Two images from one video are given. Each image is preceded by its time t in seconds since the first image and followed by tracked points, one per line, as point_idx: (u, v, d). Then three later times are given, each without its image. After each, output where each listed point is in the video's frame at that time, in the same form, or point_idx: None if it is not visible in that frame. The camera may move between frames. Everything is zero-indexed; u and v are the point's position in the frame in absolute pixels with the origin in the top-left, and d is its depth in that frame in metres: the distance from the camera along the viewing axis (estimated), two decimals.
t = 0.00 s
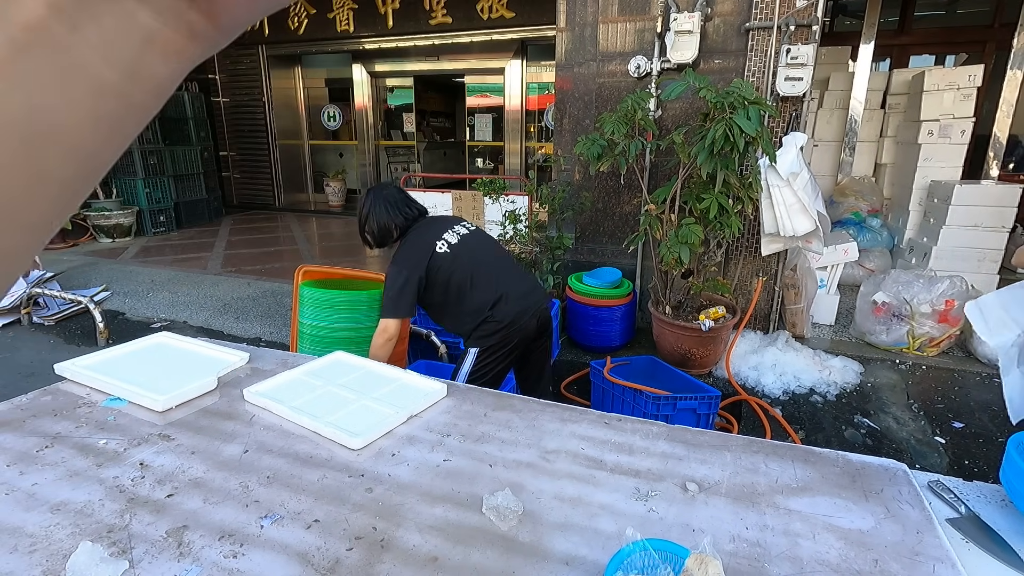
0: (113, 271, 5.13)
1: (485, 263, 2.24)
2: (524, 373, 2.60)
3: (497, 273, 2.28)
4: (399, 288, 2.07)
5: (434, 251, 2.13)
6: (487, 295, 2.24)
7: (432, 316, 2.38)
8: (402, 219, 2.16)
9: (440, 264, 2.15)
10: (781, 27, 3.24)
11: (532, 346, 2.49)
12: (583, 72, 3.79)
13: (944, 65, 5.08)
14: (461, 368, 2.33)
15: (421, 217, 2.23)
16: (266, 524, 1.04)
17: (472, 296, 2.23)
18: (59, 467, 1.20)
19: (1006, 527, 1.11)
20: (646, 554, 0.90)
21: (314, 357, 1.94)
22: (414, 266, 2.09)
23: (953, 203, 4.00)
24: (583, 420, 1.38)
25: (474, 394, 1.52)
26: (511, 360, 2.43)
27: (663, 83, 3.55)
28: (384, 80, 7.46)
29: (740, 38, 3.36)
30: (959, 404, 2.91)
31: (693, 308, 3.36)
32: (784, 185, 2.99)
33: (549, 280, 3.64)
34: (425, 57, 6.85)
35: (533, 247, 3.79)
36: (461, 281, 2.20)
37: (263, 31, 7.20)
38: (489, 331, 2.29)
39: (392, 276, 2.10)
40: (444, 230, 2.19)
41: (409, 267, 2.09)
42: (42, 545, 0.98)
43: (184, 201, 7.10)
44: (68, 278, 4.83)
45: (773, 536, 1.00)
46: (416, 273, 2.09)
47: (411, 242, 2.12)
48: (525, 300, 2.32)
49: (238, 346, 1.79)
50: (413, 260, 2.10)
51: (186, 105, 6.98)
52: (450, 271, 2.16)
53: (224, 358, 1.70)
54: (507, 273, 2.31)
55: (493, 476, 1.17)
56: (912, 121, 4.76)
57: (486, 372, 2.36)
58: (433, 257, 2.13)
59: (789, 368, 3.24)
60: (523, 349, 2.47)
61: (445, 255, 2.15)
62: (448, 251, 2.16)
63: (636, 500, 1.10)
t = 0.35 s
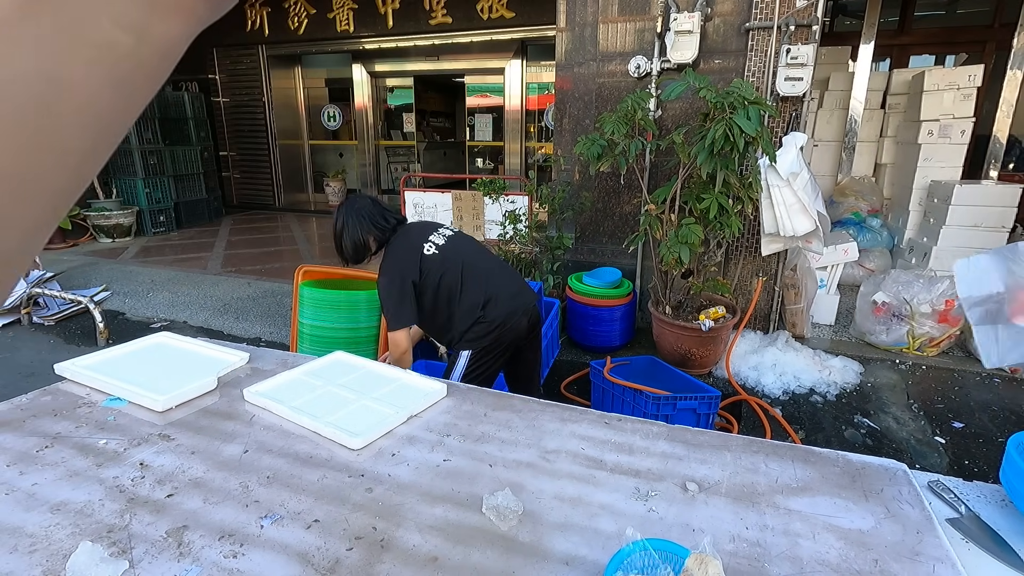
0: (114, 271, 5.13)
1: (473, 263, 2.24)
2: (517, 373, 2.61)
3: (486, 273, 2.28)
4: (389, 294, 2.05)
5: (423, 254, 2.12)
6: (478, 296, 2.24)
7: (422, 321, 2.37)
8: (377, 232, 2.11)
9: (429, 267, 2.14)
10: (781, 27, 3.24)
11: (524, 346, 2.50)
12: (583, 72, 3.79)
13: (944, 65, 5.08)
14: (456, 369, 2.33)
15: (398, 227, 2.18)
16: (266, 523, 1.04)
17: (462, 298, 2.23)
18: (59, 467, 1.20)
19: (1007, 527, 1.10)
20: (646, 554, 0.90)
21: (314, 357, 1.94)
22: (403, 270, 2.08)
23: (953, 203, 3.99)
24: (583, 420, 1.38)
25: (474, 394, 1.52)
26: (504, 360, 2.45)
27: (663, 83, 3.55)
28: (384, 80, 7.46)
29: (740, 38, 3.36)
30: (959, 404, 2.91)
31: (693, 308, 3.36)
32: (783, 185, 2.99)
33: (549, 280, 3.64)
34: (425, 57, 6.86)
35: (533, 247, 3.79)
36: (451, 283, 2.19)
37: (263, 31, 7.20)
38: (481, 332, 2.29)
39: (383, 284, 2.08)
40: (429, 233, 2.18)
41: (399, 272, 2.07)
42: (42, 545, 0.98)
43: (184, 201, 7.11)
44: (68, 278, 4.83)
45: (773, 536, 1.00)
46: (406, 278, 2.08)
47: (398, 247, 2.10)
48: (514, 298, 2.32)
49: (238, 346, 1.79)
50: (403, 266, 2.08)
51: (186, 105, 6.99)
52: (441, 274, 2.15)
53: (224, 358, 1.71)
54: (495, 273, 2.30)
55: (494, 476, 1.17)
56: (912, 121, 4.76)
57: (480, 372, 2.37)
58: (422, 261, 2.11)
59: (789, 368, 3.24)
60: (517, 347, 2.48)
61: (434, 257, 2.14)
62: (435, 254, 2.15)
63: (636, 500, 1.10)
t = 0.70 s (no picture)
0: (114, 271, 5.13)
1: (498, 260, 2.27)
2: (513, 375, 2.62)
3: (507, 271, 2.31)
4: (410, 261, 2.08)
5: (453, 237, 2.14)
6: (495, 292, 2.26)
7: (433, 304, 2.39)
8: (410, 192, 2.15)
9: (456, 250, 2.16)
10: (781, 27, 3.24)
11: (524, 350, 2.52)
12: (583, 72, 3.79)
13: (944, 65, 5.08)
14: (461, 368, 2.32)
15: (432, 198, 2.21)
16: (266, 524, 1.04)
17: (476, 290, 2.24)
18: (59, 467, 1.20)
19: (1007, 527, 1.10)
20: (646, 554, 0.90)
21: (314, 357, 1.94)
22: (428, 243, 2.11)
23: (953, 203, 3.99)
24: (583, 420, 1.38)
25: (474, 394, 1.52)
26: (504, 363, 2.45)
27: (663, 83, 3.55)
28: (384, 80, 7.46)
29: (740, 38, 3.36)
30: (958, 404, 2.92)
31: (693, 307, 3.36)
32: (783, 185, 2.99)
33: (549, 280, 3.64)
34: (425, 57, 6.86)
35: (533, 248, 3.79)
36: (470, 271, 2.21)
37: (263, 31, 7.20)
38: (486, 329, 2.29)
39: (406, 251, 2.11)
40: (466, 217, 2.21)
41: (423, 243, 2.11)
42: (42, 546, 0.98)
43: (184, 200, 7.11)
44: (68, 278, 4.83)
45: (773, 537, 1.00)
46: (429, 251, 2.11)
47: (432, 221, 2.13)
48: (524, 307, 2.36)
49: (238, 346, 1.79)
50: (431, 241, 2.11)
51: (186, 105, 6.99)
52: (464, 259, 2.18)
53: (224, 358, 1.71)
54: (515, 275, 2.34)
55: (494, 476, 1.17)
56: (912, 121, 4.76)
57: (483, 370, 2.35)
58: (451, 241, 2.14)
59: (789, 368, 3.24)
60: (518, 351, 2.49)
61: (463, 242, 2.16)
62: (465, 240, 2.17)
63: (636, 500, 1.10)
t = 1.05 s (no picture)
0: (114, 271, 5.13)
1: (540, 258, 2.35)
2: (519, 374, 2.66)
3: (544, 271, 2.38)
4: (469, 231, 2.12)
5: (513, 223, 2.21)
6: (530, 287, 2.32)
7: (467, 287, 2.43)
8: (489, 162, 2.19)
9: (512, 236, 2.23)
10: (781, 27, 3.24)
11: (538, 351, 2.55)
12: (583, 72, 3.78)
13: (944, 65, 5.08)
14: (486, 369, 2.34)
15: (505, 177, 2.26)
16: (266, 524, 1.04)
17: (513, 281, 2.29)
18: (59, 467, 1.20)
19: (1007, 527, 1.10)
20: (646, 554, 0.90)
21: (314, 357, 1.94)
22: (490, 219, 2.16)
23: (953, 203, 3.99)
24: (583, 420, 1.38)
25: (474, 394, 1.52)
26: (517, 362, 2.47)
27: (663, 83, 3.55)
28: (384, 80, 7.46)
29: (740, 38, 3.36)
30: (958, 404, 2.91)
31: (693, 308, 3.36)
32: (783, 185, 2.99)
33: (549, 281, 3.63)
34: (425, 57, 6.86)
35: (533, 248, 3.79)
36: (516, 260, 2.27)
37: (263, 30, 7.20)
38: (511, 323, 2.34)
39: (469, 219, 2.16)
40: (527, 209, 2.29)
41: (486, 217, 2.16)
42: (42, 546, 0.98)
43: (184, 200, 7.10)
44: (68, 279, 4.83)
45: (773, 536, 1.00)
46: (490, 227, 2.16)
47: (500, 202, 2.19)
48: (549, 313, 2.42)
49: (238, 346, 1.79)
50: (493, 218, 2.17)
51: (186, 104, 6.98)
52: (515, 246, 2.24)
53: (224, 358, 1.71)
54: (548, 278, 2.42)
55: (493, 476, 1.17)
56: (912, 121, 4.77)
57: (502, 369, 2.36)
58: (511, 226, 2.21)
59: (789, 368, 3.24)
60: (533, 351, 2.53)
61: (521, 231, 2.24)
62: (522, 230, 2.25)
63: (636, 500, 1.10)
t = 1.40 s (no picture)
0: (114, 271, 5.13)
1: (559, 260, 2.39)
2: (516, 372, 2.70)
3: (559, 273, 2.43)
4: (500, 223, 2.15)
5: (541, 222, 2.24)
6: (547, 287, 2.36)
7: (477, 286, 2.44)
8: (522, 152, 2.19)
9: (538, 235, 2.26)
10: (781, 27, 3.24)
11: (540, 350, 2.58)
12: (583, 73, 3.78)
13: (944, 65, 5.08)
14: (524, 376, 2.50)
15: (534, 171, 2.28)
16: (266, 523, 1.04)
17: (533, 279, 2.32)
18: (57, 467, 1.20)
19: (1006, 526, 1.10)
20: (646, 554, 0.90)
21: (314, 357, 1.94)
22: (523, 211, 2.18)
23: (952, 203, 3.99)
24: (583, 420, 1.38)
25: (473, 394, 1.52)
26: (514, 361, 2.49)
27: (663, 83, 3.55)
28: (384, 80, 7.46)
29: (740, 39, 3.37)
30: (959, 404, 2.91)
31: (693, 307, 3.36)
32: (783, 185, 2.99)
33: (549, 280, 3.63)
34: (425, 57, 6.86)
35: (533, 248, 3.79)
36: (538, 258, 2.30)
37: (263, 31, 7.21)
38: (524, 320, 2.37)
39: (501, 211, 2.16)
40: (554, 209, 2.32)
41: (518, 209, 2.17)
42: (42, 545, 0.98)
43: (184, 200, 7.10)
44: (68, 278, 4.84)
45: (773, 536, 1.00)
46: (520, 221, 2.18)
47: (532, 198, 2.21)
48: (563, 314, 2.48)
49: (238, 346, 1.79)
50: (523, 214, 2.19)
51: (186, 105, 6.98)
52: (539, 245, 2.27)
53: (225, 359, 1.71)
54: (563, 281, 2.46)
55: (494, 476, 1.17)
56: (911, 121, 4.77)
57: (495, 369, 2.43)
58: (539, 224, 2.24)
59: (789, 368, 3.24)
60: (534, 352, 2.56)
61: (547, 230, 2.27)
62: (550, 229, 2.28)
63: (636, 500, 1.10)
